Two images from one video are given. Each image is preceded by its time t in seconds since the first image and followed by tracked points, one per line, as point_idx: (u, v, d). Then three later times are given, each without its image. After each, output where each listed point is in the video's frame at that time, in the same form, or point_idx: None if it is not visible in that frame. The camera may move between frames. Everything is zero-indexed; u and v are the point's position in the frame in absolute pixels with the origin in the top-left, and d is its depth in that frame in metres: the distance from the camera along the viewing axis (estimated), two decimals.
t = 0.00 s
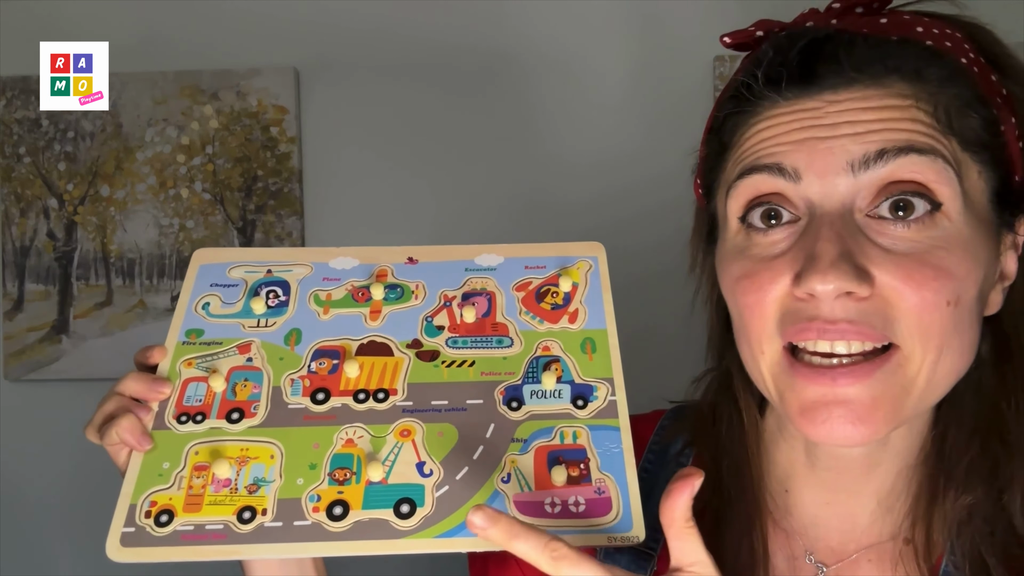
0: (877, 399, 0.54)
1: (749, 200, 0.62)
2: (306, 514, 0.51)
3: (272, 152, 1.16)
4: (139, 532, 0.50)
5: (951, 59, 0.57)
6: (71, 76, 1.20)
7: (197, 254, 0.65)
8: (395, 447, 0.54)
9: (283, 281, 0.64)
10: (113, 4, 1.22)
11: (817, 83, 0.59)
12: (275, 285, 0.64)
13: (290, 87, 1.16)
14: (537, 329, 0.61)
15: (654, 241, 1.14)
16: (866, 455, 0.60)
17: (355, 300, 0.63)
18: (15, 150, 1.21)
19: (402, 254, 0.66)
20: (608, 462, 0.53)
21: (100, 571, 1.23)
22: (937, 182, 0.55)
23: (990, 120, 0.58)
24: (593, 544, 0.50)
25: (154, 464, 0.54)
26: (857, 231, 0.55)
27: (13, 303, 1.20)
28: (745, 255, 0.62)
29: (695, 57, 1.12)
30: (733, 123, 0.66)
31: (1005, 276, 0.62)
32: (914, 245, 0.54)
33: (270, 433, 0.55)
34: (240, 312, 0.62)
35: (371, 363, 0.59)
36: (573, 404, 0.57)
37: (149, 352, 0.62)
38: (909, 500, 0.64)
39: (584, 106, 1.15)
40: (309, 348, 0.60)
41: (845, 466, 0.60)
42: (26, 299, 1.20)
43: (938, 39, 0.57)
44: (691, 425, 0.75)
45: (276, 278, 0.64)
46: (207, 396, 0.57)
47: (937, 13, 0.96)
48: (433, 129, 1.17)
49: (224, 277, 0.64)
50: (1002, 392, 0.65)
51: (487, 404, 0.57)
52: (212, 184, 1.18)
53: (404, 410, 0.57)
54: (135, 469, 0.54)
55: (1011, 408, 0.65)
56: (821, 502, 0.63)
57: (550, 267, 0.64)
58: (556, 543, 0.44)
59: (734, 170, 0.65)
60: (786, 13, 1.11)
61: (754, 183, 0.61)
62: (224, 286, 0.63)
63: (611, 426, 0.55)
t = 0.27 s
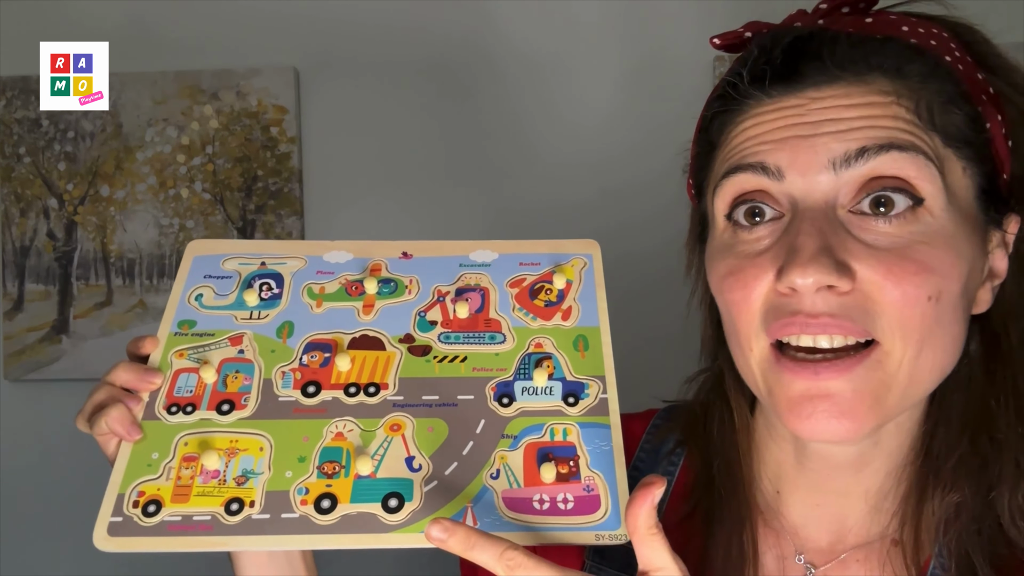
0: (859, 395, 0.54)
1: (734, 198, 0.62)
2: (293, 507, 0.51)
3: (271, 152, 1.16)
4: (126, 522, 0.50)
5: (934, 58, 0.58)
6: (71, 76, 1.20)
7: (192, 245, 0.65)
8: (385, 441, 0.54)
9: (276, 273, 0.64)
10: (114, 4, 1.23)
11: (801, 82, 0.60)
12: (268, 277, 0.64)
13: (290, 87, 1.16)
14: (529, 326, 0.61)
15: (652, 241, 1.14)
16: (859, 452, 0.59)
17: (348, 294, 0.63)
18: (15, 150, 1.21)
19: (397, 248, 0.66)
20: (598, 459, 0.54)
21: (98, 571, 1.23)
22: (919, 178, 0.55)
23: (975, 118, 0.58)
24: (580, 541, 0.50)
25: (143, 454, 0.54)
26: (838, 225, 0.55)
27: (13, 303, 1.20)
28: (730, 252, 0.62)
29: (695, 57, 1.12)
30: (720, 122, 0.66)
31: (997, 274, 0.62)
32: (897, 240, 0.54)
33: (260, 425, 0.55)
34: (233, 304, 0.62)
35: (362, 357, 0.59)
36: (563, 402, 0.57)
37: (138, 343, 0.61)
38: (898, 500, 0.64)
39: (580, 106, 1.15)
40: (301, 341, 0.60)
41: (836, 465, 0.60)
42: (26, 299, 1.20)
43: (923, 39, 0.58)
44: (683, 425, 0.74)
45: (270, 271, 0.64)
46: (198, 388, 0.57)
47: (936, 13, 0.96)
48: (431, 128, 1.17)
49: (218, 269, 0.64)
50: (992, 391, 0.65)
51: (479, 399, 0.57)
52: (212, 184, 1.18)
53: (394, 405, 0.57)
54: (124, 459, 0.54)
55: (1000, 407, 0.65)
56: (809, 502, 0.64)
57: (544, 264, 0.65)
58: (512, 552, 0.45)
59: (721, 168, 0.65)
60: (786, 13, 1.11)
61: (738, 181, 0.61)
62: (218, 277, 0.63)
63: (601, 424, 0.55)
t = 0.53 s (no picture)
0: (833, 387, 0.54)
1: (726, 185, 0.63)
2: (287, 467, 0.51)
3: (271, 152, 1.16)
4: (117, 477, 0.50)
5: (932, 54, 0.58)
6: (71, 76, 1.21)
7: (194, 209, 0.65)
8: (380, 406, 0.54)
9: (278, 239, 0.64)
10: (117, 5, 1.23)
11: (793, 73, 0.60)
12: (269, 243, 0.64)
13: (290, 87, 1.16)
14: (530, 298, 0.61)
15: (653, 235, 1.13)
16: (849, 450, 0.60)
17: (349, 262, 0.63)
18: (15, 150, 1.21)
19: (399, 219, 0.66)
20: (595, 431, 0.53)
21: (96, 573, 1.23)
22: (903, 169, 0.54)
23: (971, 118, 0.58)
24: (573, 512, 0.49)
25: (137, 411, 0.54)
26: (822, 213, 0.55)
27: (13, 303, 1.20)
28: (720, 240, 0.62)
29: (695, 55, 1.12)
30: (718, 112, 0.67)
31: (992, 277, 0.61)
32: (877, 229, 0.54)
33: (256, 387, 0.55)
34: (233, 267, 0.62)
35: (361, 323, 0.59)
36: (562, 373, 0.56)
37: (138, 302, 0.62)
38: (889, 499, 0.63)
39: (579, 102, 1.14)
40: (300, 306, 0.60)
41: (827, 462, 0.61)
42: (26, 299, 1.20)
43: (921, 36, 0.58)
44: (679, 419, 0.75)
45: (272, 237, 0.64)
46: (194, 347, 0.57)
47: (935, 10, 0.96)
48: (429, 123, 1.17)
49: (219, 233, 0.64)
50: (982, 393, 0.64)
51: (476, 368, 0.57)
52: (212, 184, 1.17)
53: (391, 370, 0.57)
54: (117, 414, 0.54)
55: (990, 410, 0.64)
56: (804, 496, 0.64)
57: (547, 239, 0.65)
58: (587, 476, 0.43)
59: (716, 157, 0.66)
60: (785, 11, 1.11)
61: (729, 168, 0.61)
62: (219, 241, 0.64)
63: (599, 396, 0.55)
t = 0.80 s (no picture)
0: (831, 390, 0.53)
1: (726, 186, 0.63)
2: (305, 435, 0.51)
3: (272, 152, 1.16)
4: (135, 441, 0.50)
5: (931, 54, 0.58)
6: (72, 76, 1.21)
7: (213, 184, 0.66)
8: (398, 377, 0.55)
9: (296, 215, 0.65)
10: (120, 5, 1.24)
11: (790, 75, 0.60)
12: (288, 219, 0.65)
13: (291, 87, 1.17)
14: (546, 279, 0.62)
15: (655, 235, 1.12)
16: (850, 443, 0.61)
17: (367, 239, 0.63)
18: (15, 150, 1.21)
19: (417, 199, 0.67)
20: (611, 409, 0.53)
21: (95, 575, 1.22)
22: (901, 167, 0.54)
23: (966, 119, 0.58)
24: (589, 485, 0.49)
25: (155, 377, 0.54)
26: (821, 211, 0.55)
27: (13, 303, 1.20)
28: (721, 241, 0.62)
29: (697, 53, 1.12)
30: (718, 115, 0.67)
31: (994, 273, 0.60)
32: (875, 229, 0.53)
33: (274, 356, 0.55)
34: (252, 242, 0.63)
35: (379, 298, 0.59)
36: (579, 351, 0.57)
37: (155, 271, 0.62)
38: (889, 497, 0.63)
39: (581, 98, 1.14)
40: (319, 281, 0.61)
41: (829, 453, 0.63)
42: (26, 299, 1.20)
43: (920, 36, 0.59)
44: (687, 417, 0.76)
45: (290, 213, 0.65)
46: (213, 317, 0.58)
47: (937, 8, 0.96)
48: (431, 121, 1.17)
49: (239, 208, 0.65)
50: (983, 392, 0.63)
51: (494, 344, 0.57)
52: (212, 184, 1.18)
53: (409, 344, 0.57)
54: (136, 379, 0.54)
55: (991, 409, 0.62)
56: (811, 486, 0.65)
57: (564, 222, 0.65)
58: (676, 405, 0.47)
59: (717, 158, 0.66)
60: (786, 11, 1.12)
61: (729, 170, 0.61)
62: (238, 216, 0.64)
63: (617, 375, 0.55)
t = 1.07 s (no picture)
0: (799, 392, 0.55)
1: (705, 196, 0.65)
2: (312, 445, 0.51)
3: (271, 153, 1.16)
4: (144, 455, 0.50)
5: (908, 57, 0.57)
6: (72, 76, 1.21)
7: (217, 200, 0.67)
8: (403, 387, 0.55)
9: (299, 228, 0.65)
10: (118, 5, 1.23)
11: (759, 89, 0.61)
12: (291, 232, 0.65)
13: (291, 88, 1.17)
14: (548, 285, 0.62)
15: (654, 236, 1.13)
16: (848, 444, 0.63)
17: (369, 250, 0.64)
18: (15, 150, 1.21)
19: (419, 210, 0.67)
20: (615, 413, 0.54)
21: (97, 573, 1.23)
22: (861, 178, 0.54)
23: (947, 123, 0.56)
24: (595, 489, 0.49)
25: (164, 392, 0.54)
26: (781, 224, 0.56)
27: (13, 303, 1.21)
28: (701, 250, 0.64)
29: (697, 55, 1.13)
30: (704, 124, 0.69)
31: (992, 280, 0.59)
32: (833, 239, 0.54)
33: (282, 368, 0.56)
34: (256, 255, 0.63)
35: (383, 309, 0.60)
36: (581, 356, 0.57)
37: (163, 288, 0.62)
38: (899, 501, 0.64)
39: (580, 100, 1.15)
40: (323, 292, 0.61)
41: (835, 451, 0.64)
42: (26, 299, 1.20)
43: (899, 39, 0.57)
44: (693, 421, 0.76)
45: (293, 227, 0.65)
46: (219, 331, 0.58)
47: (936, 9, 0.96)
48: (432, 122, 1.17)
49: (242, 223, 0.65)
50: (989, 397, 0.63)
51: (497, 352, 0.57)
52: (212, 184, 1.18)
53: (413, 354, 0.57)
54: (145, 394, 0.54)
55: (996, 417, 0.63)
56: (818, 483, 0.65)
57: (564, 229, 0.66)
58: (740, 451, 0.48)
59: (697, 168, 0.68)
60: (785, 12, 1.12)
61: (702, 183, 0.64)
62: (242, 230, 0.65)
63: (619, 379, 0.56)
